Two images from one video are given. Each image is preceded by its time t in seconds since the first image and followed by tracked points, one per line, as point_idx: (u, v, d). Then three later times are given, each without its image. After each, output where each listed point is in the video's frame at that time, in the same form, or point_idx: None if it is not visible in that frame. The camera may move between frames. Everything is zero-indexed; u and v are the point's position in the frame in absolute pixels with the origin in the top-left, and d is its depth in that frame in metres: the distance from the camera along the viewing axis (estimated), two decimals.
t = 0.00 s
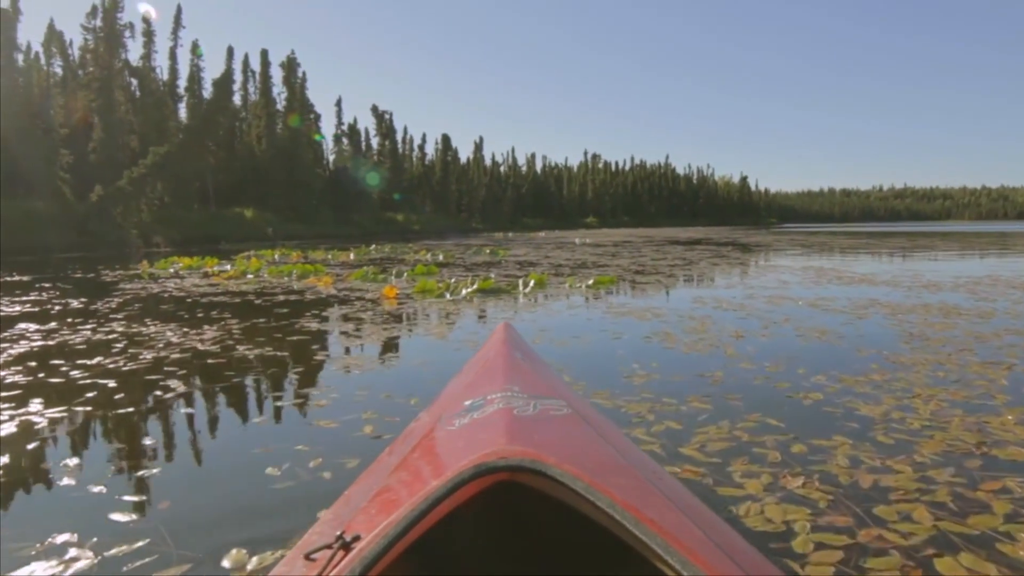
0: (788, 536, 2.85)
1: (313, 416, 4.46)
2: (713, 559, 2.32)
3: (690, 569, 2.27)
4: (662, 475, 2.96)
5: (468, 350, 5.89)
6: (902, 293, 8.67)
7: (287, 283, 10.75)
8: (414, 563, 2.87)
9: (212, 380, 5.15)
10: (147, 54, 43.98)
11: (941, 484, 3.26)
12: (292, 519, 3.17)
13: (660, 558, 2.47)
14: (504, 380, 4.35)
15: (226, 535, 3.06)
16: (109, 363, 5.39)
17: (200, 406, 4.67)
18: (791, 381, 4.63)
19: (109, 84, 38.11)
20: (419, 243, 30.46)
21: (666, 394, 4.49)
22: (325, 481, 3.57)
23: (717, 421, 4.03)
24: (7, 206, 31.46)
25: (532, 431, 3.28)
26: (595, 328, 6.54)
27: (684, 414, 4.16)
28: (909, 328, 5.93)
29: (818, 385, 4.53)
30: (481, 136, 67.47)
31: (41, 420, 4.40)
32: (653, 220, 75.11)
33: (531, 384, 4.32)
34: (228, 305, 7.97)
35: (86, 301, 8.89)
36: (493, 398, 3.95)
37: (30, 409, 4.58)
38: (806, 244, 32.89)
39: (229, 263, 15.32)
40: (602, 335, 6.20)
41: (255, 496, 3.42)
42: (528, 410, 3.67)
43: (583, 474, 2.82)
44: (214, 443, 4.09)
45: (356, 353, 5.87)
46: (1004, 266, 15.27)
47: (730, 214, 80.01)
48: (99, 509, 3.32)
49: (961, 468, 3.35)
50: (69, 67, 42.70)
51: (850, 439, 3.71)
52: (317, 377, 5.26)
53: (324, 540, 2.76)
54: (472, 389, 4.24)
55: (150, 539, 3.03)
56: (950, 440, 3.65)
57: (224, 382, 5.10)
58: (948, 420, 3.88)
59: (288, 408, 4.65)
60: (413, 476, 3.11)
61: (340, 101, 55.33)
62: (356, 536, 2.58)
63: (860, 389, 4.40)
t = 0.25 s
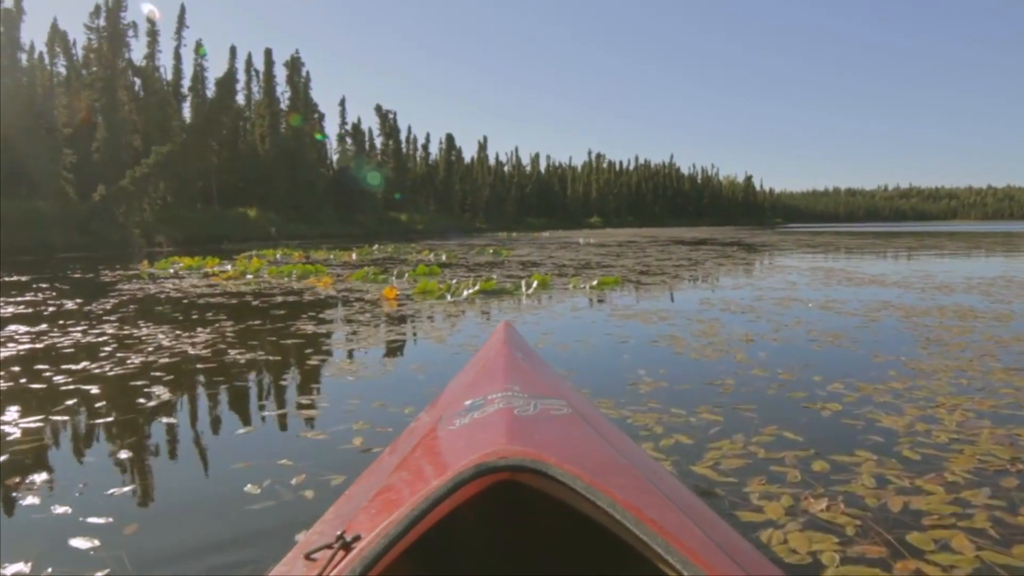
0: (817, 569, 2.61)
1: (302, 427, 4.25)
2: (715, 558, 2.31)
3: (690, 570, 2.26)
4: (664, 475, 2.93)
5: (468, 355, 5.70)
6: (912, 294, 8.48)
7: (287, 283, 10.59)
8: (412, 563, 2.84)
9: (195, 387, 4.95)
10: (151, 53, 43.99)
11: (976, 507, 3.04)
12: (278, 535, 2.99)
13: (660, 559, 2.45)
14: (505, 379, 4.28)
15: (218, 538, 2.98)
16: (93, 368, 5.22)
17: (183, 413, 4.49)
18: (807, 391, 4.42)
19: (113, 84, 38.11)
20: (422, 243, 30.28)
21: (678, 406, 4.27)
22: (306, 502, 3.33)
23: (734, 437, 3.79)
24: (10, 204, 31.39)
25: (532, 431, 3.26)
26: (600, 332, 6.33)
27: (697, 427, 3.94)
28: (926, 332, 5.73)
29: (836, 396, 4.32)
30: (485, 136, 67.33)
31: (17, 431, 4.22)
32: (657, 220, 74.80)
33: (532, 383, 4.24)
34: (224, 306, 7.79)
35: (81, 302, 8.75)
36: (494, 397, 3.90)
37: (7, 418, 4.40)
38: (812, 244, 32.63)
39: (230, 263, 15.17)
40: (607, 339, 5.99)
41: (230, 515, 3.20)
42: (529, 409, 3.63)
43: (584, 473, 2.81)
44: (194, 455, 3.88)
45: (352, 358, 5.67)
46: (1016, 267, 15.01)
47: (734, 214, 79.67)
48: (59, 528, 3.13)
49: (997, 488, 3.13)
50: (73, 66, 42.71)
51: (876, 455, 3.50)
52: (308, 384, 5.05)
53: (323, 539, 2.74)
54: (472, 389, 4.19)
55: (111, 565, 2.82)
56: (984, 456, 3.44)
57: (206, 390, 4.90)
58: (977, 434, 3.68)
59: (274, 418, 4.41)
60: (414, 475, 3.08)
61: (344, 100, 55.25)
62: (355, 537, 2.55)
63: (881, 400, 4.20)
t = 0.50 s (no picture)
0: None
1: (289, 438, 4.05)
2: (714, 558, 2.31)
3: (690, 569, 2.25)
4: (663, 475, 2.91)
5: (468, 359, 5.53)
6: (925, 296, 8.27)
7: (286, 284, 10.45)
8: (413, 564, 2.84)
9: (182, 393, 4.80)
10: (154, 53, 44.02)
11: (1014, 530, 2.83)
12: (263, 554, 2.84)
13: (660, 558, 2.44)
14: (505, 379, 4.24)
15: (214, 544, 2.94)
16: (79, 373, 5.08)
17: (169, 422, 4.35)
18: (824, 399, 4.24)
19: (116, 83, 38.13)
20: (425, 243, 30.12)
21: (687, 415, 4.09)
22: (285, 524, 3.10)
23: (748, 450, 3.59)
24: (13, 203, 31.35)
25: (532, 431, 3.25)
26: (604, 335, 6.15)
27: (707, 439, 3.74)
28: (944, 335, 5.55)
29: (854, 405, 4.14)
30: (489, 135, 67.19)
31: None
32: (662, 220, 74.53)
33: (533, 383, 4.20)
34: (221, 307, 7.64)
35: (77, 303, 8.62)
36: (495, 398, 3.88)
37: None
38: (818, 244, 32.35)
39: (230, 263, 15.03)
40: (612, 343, 5.81)
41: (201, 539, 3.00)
42: (529, 409, 3.61)
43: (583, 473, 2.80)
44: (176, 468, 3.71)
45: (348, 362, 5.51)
46: None
47: (739, 213, 79.34)
48: (21, 551, 2.97)
49: None
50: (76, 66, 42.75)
51: (901, 472, 3.30)
52: (299, 391, 4.87)
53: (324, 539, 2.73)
54: (472, 389, 4.17)
55: None
56: (1017, 474, 3.25)
57: (191, 397, 4.73)
58: (1005, 448, 3.50)
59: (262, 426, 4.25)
60: (414, 476, 3.08)
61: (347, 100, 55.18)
62: (356, 536, 2.55)
63: (902, 410, 4.02)
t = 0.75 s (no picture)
0: None
1: (273, 452, 3.84)
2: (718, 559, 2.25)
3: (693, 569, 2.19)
4: (666, 475, 2.85)
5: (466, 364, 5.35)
6: (938, 298, 8.07)
7: (284, 285, 10.29)
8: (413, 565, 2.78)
9: (167, 401, 4.63)
10: (158, 52, 44.06)
11: None
12: None
13: (663, 558, 2.39)
14: (505, 378, 4.14)
15: (190, 568, 2.75)
16: (62, 380, 4.92)
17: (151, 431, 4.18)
18: (842, 410, 4.05)
19: (119, 83, 38.14)
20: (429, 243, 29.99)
21: (697, 426, 3.90)
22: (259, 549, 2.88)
23: (764, 467, 3.38)
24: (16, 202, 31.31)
25: (533, 430, 3.19)
26: (609, 339, 5.96)
27: (719, 455, 3.53)
28: (962, 339, 5.36)
29: (874, 416, 3.95)
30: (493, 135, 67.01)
31: None
32: (665, 219, 74.28)
33: (534, 382, 4.11)
34: (217, 309, 7.48)
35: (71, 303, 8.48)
36: (495, 396, 3.81)
37: None
38: (824, 244, 32.08)
39: (230, 263, 14.89)
40: (617, 347, 5.63)
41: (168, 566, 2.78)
42: (530, 408, 3.54)
43: (584, 471, 2.75)
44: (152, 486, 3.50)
45: (341, 367, 5.31)
46: None
47: (743, 213, 79.03)
48: None
49: None
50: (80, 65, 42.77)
51: (931, 492, 3.10)
52: (288, 399, 4.68)
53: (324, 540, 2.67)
54: (472, 387, 4.09)
55: None
56: None
57: (173, 406, 4.55)
58: None
59: (247, 437, 4.07)
60: (414, 475, 3.02)
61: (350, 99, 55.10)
62: (357, 536, 2.48)
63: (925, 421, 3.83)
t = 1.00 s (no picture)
0: None
1: (259, 466, 3.69)
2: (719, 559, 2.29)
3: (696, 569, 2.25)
4: (667, 474, 2.88)
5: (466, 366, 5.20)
6: (952, 299, 7.88)
7: (284, 285, 10.15)
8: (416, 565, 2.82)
9: (152, 409, 4.49)
10: (161, 51, 43.99)
11: None
12: None
13: (663, 557, 2.43)
14: (506, 376, 4.12)
15: None
16: (45, 386, 4.78)
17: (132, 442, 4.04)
18: (862, 421, 3.87)
19: (122, 82, 38.11)
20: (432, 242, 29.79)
21: (709, 439, 3.74)
22: None
23: (783, 486, 3.18)
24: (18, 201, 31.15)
25: (534, 427, 3.20)
26: (614, 342, 5.80)
27: (734, 473, 3.34)
28: (982, 344, 5.18)
29: (896, 428, 3.78)
30: (496, 133, 66.84)
31: None
32: (670, 219, 74.03)
33: (535, 381, 4.09)
34: (212, 310, 7.33)
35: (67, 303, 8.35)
36: (496, 394, 3.80)
37: None
38: (830, 244, 31.78)
39: (231, 263, 14.74)
40: (622, 351, 5.46)
41: None
42: (530, 406, 3.54)
43: (584, 470, 2.77)
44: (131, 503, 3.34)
45: (335, 372, 5.14)
46: None
47: (748, 212, 78.64)
48: None
49: None
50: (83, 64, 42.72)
51: (968, 516, 2.90)
52: (277, 407, 4.52)
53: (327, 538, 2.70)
54: (472, 385, 4.09)
55: None
56: None
57: (156, 415, 4.39)
58: None
59: (231, 448, 3.91)
60: (415, 474, 3.04)
61: (354, 98, 54.99)
62: (358, 535, 2.51)
63: (951, 434, 3.65)
